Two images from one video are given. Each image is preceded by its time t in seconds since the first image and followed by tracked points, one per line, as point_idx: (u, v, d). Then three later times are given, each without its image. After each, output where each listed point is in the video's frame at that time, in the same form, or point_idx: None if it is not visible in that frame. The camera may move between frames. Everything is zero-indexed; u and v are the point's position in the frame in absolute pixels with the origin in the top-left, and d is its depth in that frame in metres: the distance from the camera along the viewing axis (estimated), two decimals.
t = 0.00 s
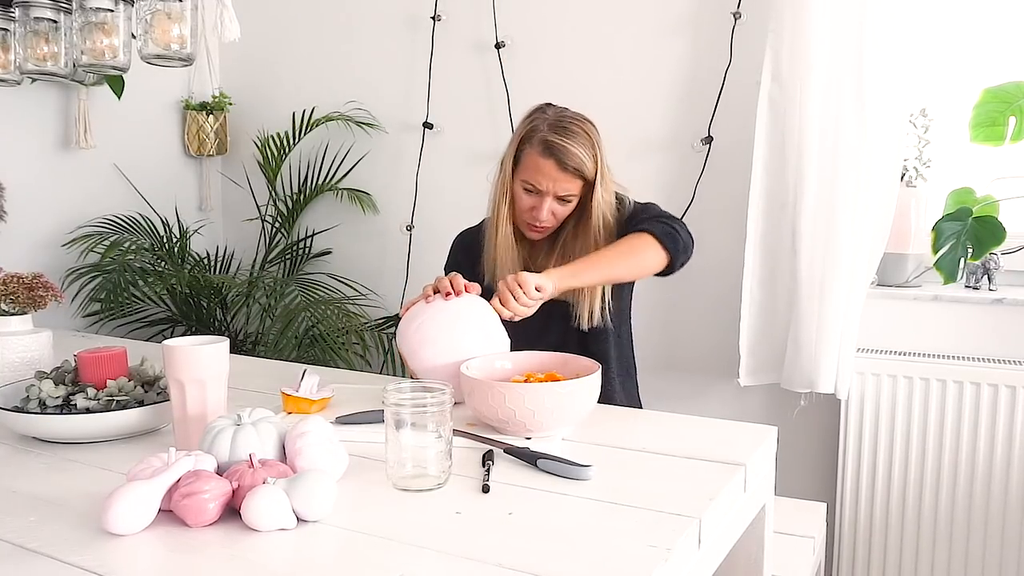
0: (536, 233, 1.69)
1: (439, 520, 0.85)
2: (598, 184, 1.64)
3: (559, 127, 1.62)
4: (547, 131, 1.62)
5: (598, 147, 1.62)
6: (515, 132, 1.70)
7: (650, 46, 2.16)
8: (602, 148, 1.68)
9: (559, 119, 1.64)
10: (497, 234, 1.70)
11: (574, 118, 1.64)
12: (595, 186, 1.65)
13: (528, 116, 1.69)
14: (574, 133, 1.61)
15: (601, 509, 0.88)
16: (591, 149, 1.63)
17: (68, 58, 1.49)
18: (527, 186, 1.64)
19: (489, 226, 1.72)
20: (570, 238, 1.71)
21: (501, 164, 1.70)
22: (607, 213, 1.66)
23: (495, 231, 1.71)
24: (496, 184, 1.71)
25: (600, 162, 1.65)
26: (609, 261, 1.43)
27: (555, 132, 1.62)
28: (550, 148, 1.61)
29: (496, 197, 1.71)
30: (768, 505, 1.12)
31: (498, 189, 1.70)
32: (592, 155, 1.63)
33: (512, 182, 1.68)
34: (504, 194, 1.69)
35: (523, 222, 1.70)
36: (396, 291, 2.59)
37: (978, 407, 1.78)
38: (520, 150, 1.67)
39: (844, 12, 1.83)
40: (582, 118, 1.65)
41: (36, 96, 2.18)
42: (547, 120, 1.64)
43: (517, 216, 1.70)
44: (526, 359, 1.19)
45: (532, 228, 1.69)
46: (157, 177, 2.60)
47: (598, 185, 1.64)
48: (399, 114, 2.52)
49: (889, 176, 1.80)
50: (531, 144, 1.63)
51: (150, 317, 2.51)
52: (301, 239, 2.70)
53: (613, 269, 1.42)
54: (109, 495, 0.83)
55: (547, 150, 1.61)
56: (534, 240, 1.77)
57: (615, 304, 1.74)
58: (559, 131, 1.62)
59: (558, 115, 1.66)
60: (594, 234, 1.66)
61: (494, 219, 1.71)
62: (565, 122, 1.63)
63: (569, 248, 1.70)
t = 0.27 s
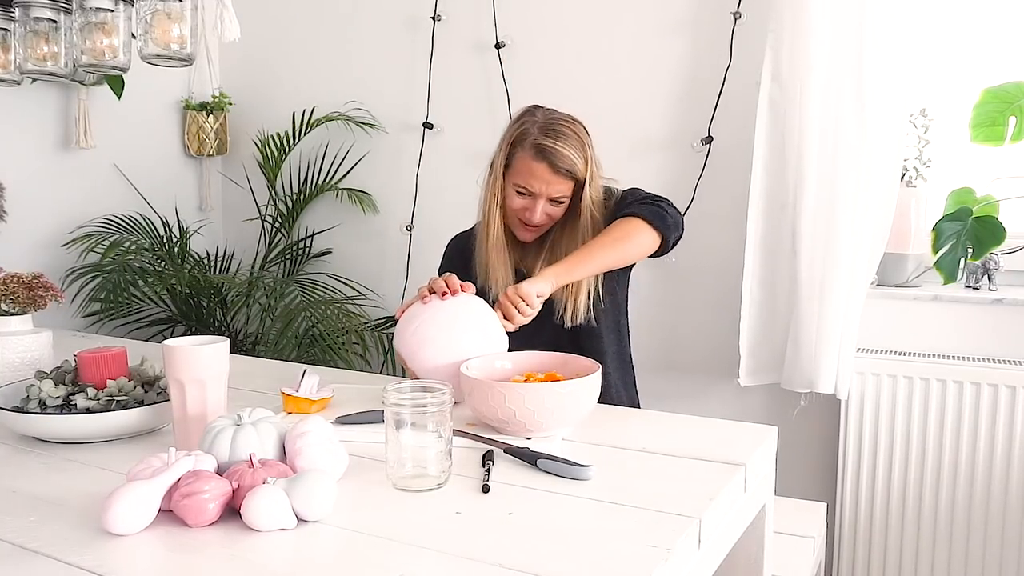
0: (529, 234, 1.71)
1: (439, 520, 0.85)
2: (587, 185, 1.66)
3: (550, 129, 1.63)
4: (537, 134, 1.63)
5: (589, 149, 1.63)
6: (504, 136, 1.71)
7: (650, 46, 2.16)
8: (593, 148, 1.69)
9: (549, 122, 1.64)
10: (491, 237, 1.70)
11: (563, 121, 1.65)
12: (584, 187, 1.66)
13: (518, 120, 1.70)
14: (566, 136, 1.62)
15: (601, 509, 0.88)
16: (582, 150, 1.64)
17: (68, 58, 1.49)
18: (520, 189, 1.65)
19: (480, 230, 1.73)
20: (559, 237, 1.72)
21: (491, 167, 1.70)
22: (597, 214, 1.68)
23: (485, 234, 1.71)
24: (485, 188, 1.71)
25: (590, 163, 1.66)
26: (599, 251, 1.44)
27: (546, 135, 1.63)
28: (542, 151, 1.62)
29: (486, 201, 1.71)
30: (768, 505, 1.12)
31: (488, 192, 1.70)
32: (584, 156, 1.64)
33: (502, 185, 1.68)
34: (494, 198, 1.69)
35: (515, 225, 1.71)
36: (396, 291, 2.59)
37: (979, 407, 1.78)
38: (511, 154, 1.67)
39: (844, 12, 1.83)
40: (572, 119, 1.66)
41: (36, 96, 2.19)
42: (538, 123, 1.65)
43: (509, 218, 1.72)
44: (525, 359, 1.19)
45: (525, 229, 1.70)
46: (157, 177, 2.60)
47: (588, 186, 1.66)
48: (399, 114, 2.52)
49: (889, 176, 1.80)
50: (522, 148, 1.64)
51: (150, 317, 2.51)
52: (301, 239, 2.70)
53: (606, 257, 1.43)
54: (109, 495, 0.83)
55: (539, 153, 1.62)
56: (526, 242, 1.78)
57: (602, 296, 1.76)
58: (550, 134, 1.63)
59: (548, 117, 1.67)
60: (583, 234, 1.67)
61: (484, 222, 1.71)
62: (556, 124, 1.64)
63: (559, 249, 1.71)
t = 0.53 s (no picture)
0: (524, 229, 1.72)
1: (439, 520, 0.85)
2: (578, 176, 1.66)
3: (538, 122, 1.64)
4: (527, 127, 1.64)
5: (578, 139, 1.64)
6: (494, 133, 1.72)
7: (650, 46, 2.16)
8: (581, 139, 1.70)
9: (537, 115, 1.65)
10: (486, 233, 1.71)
11: (552, 113, 1.66)
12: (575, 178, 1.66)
13: (507, 116, 1.71)
14: (555, 127, 1.64)
15: (601, 509, 0.88)
16: (572, 141, 1.65)
17: (68, 58, 1.49)
18: (513, 183, 1.66)
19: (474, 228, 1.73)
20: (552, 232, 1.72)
21: (484, 164, 1.71)
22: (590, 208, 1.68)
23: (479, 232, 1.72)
24: (479, 185, 1.73)
25: (580, 153, 1.67)
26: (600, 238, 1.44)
27: (535, 128, 1.64)
28: (532, 143, 1.63)
29: (479, 199, 1.72)
30: (768, 505, 1.12)
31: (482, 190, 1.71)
32: (574, 147, 1.65)
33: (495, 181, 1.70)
34: (488, 194, 1.70)
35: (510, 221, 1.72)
36: (396, 291, 2.59)
37: (979, 407, 1.78)
38: (502, 149, 1.69)
39: (844, 12, 1.83)
40: (559, 111, 1.67)
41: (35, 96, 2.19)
42: (526, 117, 1.66)
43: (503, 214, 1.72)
44: (525, 359, 1.19)
45: (520, 225, 1.71)
46: (157, 177, 2.60)
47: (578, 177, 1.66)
48: (399, 114, 2.52)
49: (889, 176, 1.80)
50: (513, 141, 1.66)
51: (150, 317, 2.51)
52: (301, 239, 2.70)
53: (607, 245, 1.44)
54: (109, 495, 0.83)
55: (530, 145, 1.63)
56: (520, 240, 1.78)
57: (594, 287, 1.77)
58: (539, 127, 1.64)
59: (536, 112, 1.67)
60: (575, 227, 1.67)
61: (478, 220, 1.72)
62: (544, 117, 1.65)
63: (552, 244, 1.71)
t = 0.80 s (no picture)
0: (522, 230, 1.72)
1: (439, 520, 0.85)
2: (576, 175, 1.67)
3: (535, 122, 1.65)
4: (525, 128, 1.65)
5: (576, 138, 1.65)
6: (490, 136, 1.72)
7: (650, 46, 2.16)
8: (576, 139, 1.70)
9: (534, 115, 1.66)
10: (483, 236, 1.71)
11: (548, 114, 1.67)
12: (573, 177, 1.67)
13: (502, 118, 1.71)
14: (552, 127, 1.65)
15: (600, 509, 0.88)
16: (570, 141, 1.67)
17: (68, 58, 1.49)
18: (512, 184, 1.66)
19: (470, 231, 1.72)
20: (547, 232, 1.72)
21: (480, 166, 1.72)
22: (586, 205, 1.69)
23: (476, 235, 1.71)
24: (475, 188, 1.72)
25: (577, 153, 1.68)
26: (596, 243, 1.44)
27: (533, 128, 1.65)
28: (531, 143, 1.64)
29: (475, 202, 1.72)
30: (768, 505, 1.13)
31: (479, 193, 1.71)
32: (571, 146, 1.66)
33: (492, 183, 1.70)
34: (485, 197, 1.70)
35: (508, 222, 1.72)
36: (396, 291, 2.59)
37: (979, 407, 1.78)
38: (500, 152, 1.69)
39: (844, 12, 1.83)
40: (554, 112, 1.68)
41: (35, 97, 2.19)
42: (523, 118, 1.67)
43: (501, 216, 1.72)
44: (525, 359, 1.19)
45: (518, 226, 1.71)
46: (157, 177, 2.60)
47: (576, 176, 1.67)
48: (399, 113, 2.52)
49: (890, 176, 1.81)
50: (511, 143, 1.66)
51: (150, 318, 2.51)
52: (301, 239, 2.70)
53: (604, 250, 1.44)
54: (110, 495, 0.83)
55: (529, 146, 1.64)
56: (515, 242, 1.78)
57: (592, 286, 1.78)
58: (537, 128, 1.65)
59: (532, 112, 1.68)
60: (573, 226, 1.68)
61: (474, 222, 1.71)
62: (541, 118, 1.66)
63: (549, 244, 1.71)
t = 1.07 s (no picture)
0: (522, 232, 1.73)
1: (439, 520, 0.85)
2: (574, 176, 1.68)
3: (532, 125, 1.66)
4: (522, 130, 1.66)
5: (574, 139, 1.66)
6: (487, 138, 1.72)
7: (650, 46, 2.16)
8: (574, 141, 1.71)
9: (531, 117, 1.67)
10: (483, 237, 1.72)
11: (545, 114, 1.68)
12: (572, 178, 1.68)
13: (499, 121, 1.71)
14: (549, 128, 1.65)
15: (600, 509, 0.88)
16: (567, 142, 1.67)
17: (68, 58, 1.49)
18: (512, 185, 1.67)
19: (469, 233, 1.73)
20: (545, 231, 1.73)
21: (478, 169, 1.72)
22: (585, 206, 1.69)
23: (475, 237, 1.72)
24: (473, 191, 1.73)
25: (575, 153, 1.69)
26: (594, 228, 1.44)
27: (530, 131, 1.65)
28: (529, 144, 1.65)
29: (474, 205, 1.73)
30: (768, 505, 1.13)
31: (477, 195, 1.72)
32: (569, 147, 1.67)
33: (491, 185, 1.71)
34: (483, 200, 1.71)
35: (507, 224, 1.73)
36: (396, 291, 2.59)
37: (979, 407, 1.78)
38: (497, 154, 1.70)
39: (844, 12, 1.83)
40: (551, 112, 1.68)
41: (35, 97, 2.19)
42: (520, 120, 1.67)
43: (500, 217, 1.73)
44: (525, 359, 1.19)
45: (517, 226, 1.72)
46: (157, 177, 2.60)
47: (575, 177, 1.68)
48: (399, 113, 2.52)
49: (890, 176, 1.81)
50: (509, 145, 1.67)
51: (150, 318, 2.51)
52: (301, 240, 2.70)
53: (602, 234, 1.44)
54: (110, 495, 0.83)
55: (527, 148, 1.65)
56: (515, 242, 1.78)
57: (590, 285, 1.78)
58: (534, 129, 1.65)
59: (528, 114, 1.68)
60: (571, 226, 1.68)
61: (473, 225, 1.72)
62: (537, 119, 1.67)
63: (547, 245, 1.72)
